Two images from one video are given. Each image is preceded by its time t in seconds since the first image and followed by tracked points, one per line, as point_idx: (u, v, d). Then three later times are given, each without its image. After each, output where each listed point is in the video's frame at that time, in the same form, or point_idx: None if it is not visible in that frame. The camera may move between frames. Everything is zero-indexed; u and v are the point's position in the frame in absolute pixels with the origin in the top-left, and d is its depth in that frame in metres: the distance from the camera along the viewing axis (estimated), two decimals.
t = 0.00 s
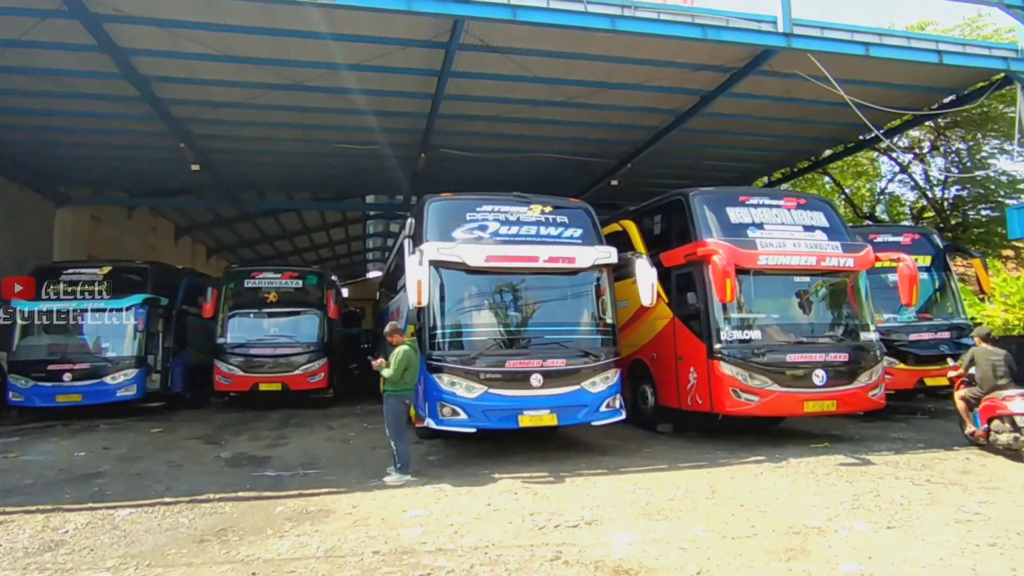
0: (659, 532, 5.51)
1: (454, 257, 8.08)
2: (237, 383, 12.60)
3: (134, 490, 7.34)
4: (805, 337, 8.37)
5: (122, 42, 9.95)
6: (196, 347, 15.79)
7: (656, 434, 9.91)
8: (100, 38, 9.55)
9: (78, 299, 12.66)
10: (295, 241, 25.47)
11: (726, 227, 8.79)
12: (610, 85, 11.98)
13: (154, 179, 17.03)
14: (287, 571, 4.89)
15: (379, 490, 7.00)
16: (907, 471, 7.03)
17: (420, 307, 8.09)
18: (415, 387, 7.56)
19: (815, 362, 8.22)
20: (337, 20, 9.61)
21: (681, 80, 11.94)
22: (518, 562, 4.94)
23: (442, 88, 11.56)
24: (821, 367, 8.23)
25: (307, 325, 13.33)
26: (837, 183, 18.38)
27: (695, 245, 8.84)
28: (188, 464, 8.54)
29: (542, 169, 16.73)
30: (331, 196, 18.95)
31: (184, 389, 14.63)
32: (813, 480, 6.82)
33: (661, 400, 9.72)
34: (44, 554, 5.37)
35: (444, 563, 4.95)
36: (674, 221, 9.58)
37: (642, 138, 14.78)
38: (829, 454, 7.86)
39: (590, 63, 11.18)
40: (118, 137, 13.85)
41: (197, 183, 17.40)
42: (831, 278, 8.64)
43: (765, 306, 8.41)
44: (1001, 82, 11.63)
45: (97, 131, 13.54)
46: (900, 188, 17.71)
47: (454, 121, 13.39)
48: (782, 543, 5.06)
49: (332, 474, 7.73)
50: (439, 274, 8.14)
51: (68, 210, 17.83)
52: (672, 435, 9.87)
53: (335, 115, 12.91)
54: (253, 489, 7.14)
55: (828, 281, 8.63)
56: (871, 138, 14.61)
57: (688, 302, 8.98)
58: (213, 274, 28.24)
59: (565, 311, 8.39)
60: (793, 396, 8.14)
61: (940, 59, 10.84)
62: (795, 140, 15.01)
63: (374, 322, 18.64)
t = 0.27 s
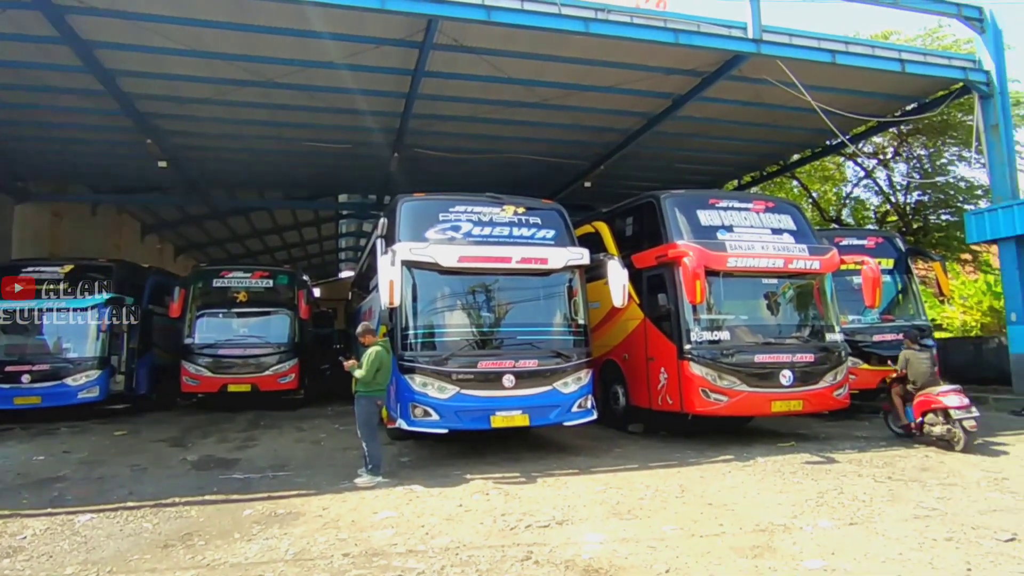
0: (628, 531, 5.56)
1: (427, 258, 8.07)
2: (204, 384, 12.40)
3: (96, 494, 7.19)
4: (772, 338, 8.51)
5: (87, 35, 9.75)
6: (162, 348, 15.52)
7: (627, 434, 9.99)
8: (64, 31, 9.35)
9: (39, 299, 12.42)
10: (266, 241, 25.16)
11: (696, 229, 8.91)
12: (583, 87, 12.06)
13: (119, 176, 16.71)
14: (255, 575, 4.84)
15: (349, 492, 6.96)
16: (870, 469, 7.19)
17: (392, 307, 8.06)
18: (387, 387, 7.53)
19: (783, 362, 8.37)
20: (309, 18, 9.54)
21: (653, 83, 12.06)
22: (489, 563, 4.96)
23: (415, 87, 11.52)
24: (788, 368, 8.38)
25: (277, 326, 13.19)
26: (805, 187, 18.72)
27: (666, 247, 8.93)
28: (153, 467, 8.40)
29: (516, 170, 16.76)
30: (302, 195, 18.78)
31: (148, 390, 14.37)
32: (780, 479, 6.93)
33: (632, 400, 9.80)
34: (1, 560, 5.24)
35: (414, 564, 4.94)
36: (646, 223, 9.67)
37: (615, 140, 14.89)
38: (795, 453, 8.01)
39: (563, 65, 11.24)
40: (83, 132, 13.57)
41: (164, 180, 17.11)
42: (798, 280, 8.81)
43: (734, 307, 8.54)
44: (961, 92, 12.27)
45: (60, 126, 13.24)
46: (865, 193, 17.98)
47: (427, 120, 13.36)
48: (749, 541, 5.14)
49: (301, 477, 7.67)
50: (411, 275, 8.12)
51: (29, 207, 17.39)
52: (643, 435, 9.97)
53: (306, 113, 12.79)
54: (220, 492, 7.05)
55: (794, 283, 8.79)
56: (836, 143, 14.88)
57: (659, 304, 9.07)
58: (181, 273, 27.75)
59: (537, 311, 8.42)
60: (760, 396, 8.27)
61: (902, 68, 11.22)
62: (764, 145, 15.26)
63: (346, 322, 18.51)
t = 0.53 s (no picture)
0: (600, 532, 5.60)
1: (401, 259, 8.05)
2: (173, 387, 12.19)
3: (59, 501, 7.04)
4: (742, 340, 8.63)
5: (52, 29, 9.55)
6: (128, 349, 15.24)
7: (600, 435, 10.06)
8: (28, 25, 9.15)
9: None
10: (238, 241, 24.85)
11: (668, 232, 9.02)
12: (558, 90, 12.13)
13: (85, 174, 16.38)
14: None
15: (321, 495, 6.91)
16: (836, 467, 7.33)
17: (366, 309, 8.02)
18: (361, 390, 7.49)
19: (752, 364, 8.49)
20: (282, 16, 9.46)
21: (627, 87, 12.18)
22: (461, 565, 4.96)
23: (390, 88, 11.48)
24: (757, 369, 8.51)
25: (248, 327, 13.05)
26: (775, 191, 19.01)
27: (638, 249, 9.02)
28: (118, 473, 8.25)
29: (490, 172, 16.78)
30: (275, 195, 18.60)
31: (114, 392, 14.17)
32: (749, 478, 7.04)
33: (605, 402, 9.87)
34: None
35: (386, 567, 4.92)
36: (619, 226, 9.75)
37: (589, 143, 14.99)
38: (765, 453, 8.13)
39: (538, 68, 11.29)
40: (47, 129, 13.29)
41: (132, 179, 16.82)
42: (767, 282, 8.96)
43: (706, 310, 8.65)
44: (923, 101, 12.59)
45: (24, 123, 12.95)
46: (833, 198, 18.29)
47: (402, 121, 13.32)
48: (718, 539, 5.21)
49: (272, 480, 7.59)
50: (385, 277, 8.10)
51: None
52: (616, 436, 10.04)
53: (279, 113, 12.68)
54: (188, 497, 6.95)
55: (764, 286, 8.95)
56: (804, 149, 15.32)
57: (631, 306, 9.15)
58: (149, 273, 27.25)
59: (512, 313, 8.44)
60: (730, 397, 8.38)
61: (868, 76, 11.52)
62: (735, 149, 15.48)
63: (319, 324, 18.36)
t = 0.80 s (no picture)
0: (572, 532, 5.63)
1: (373, 260, 8.01)
2: (139, 389, 11.95)
3: (18, 507, 6.87)
4: (713, 341, 8.74)
5: (13, 21, 9.32)
6: (92, 350, 14.94)
7: (573, 436, 10.10)
8: None
9: None
10: (207, 240, 24.46)
11: (640, 234, 9.10)
12: (532, 92, 12.17)
13: (48, 170, 16.01)
14: None
15: (291, 498, 6.84)
16: (803, 466, 7.46)
17: (338, 310, 7.96)
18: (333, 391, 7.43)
19: (722, 365, 8.60)
20: (254, 12, 9.35)
21: (601, 90, 12.26)
22: (433, 566, 4.96)
23: (364, 87, 11.42)
24: (727, 370, 8.62)
25: (218, 328, 12.87)
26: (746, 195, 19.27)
27: (611, 251, 9.08)
28: (81, 477, 8.07)
29: (464, 173, 16.76)
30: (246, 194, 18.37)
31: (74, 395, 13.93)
32: (719, 477, 7.13)
33: (578, 402, 9.91)
34: None
35: (357, 571, 4.89)
36: (592, 228, 9.82)
37: (563, 145, 15.06)
38: (734, 453, 8.24)
39: (513, 69, 11.31)
40: (9, 123, 12.95)
41: (98, 176, 16.48)
42: (737, 285, 9.10)
43: (677, 311, 8.74)
44: (887, 108, 12.88)
45: None
46: (801, 202, 18.55)
47: (376, 121, 13.25)
48: (688, 538, 5.28)
49: (241, 484, 7.50)
50: (358, 277, 8.05)
51: None
52: (588, 436, 10.09)
53: (250, 110, 12.53)
54: (153, 502, 6.84)
55: (734, 288, 9.08)
56: (774, 154, 15.57)
57: (604, 307, 9.21)
58: (114, 272, 26.70)
59: (485, 314, 8.45)
60: (701, 397, 8.48)
61: (835, 83, 11.78)
62: (707, 153, 15.66)
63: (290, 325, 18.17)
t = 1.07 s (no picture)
0: (542, 534, 5.63)
1: (344, 261, 7.94)
2: (100, 392, 11.66)
3: None
4: (682, 343, 8.83)
5: None
6: (49, 351, 14.56)
7: (543, 438, 10.13)
8: None
9: None
10: (174, 239, 24.03)
11: (612, 237, 9.17)
12: (506, 94, 12.18)
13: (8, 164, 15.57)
14: None
15: (258, 502, 6.74)
16: (769, 467, 7.57)
17: (308, 311, 7.88)
18: (302, 394, 7.35)
19: (691, 367, 8.69)
20: (224, 7, 9.21)
21: (574, 94, 12.32)
22: (402, 570, 4.92)
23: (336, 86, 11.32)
24: (696, 372, 8.71)
25: (184, 329, 12.64)
26: (716, 199, 19.51)
27: (583, 254, 9.12)
28: (38, 482, 7.86)
29: (437, 173, 16.70)
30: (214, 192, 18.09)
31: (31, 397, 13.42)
32: (688, 478, 7.20)
33: (549, 404, 9.93)
34: None
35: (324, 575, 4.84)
36: (565, 230, 9.85)
37: (536, 148, 15.10)
38: (703, 454, 8.32)
39: (487, 71, 11.32)
40: None
41: (60, 171, 16.08)
42: (706, 288, 9.21)
43: (647, 314, 8.82)
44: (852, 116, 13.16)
45: None
46: (769, 207, 18.84)
47: (348, 120, 13.14)
48: (657, 539, 5.32)
49: (206, 488, 7.37)
50: (328, 278, 7.97)
51: None
52: (558, 438, 10.12)
53: (219, 107, 12.33)
54: (114, 507, 6.68)
55: (704, 291, 9.19)
56: (743, 159, 15.80)
57: (575, 310, 9.25)
58: (76, 270, 26.05)
59: (457, 316, 8.43)
60: (671, 399, 8.55)
61: (802, 92, 11.99)
62: (678, 157, 15.82)
63: (259, 326, 17.93)
